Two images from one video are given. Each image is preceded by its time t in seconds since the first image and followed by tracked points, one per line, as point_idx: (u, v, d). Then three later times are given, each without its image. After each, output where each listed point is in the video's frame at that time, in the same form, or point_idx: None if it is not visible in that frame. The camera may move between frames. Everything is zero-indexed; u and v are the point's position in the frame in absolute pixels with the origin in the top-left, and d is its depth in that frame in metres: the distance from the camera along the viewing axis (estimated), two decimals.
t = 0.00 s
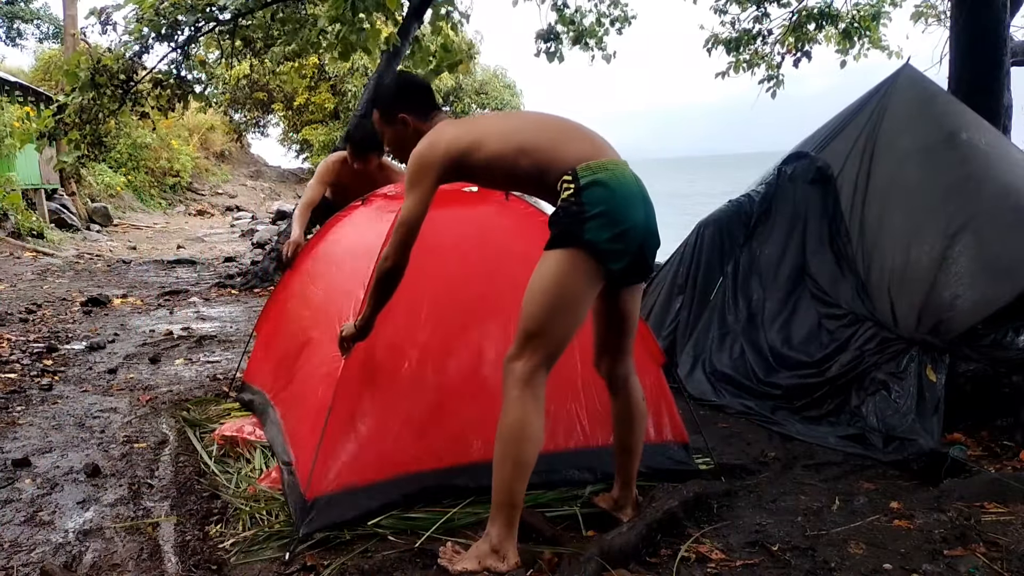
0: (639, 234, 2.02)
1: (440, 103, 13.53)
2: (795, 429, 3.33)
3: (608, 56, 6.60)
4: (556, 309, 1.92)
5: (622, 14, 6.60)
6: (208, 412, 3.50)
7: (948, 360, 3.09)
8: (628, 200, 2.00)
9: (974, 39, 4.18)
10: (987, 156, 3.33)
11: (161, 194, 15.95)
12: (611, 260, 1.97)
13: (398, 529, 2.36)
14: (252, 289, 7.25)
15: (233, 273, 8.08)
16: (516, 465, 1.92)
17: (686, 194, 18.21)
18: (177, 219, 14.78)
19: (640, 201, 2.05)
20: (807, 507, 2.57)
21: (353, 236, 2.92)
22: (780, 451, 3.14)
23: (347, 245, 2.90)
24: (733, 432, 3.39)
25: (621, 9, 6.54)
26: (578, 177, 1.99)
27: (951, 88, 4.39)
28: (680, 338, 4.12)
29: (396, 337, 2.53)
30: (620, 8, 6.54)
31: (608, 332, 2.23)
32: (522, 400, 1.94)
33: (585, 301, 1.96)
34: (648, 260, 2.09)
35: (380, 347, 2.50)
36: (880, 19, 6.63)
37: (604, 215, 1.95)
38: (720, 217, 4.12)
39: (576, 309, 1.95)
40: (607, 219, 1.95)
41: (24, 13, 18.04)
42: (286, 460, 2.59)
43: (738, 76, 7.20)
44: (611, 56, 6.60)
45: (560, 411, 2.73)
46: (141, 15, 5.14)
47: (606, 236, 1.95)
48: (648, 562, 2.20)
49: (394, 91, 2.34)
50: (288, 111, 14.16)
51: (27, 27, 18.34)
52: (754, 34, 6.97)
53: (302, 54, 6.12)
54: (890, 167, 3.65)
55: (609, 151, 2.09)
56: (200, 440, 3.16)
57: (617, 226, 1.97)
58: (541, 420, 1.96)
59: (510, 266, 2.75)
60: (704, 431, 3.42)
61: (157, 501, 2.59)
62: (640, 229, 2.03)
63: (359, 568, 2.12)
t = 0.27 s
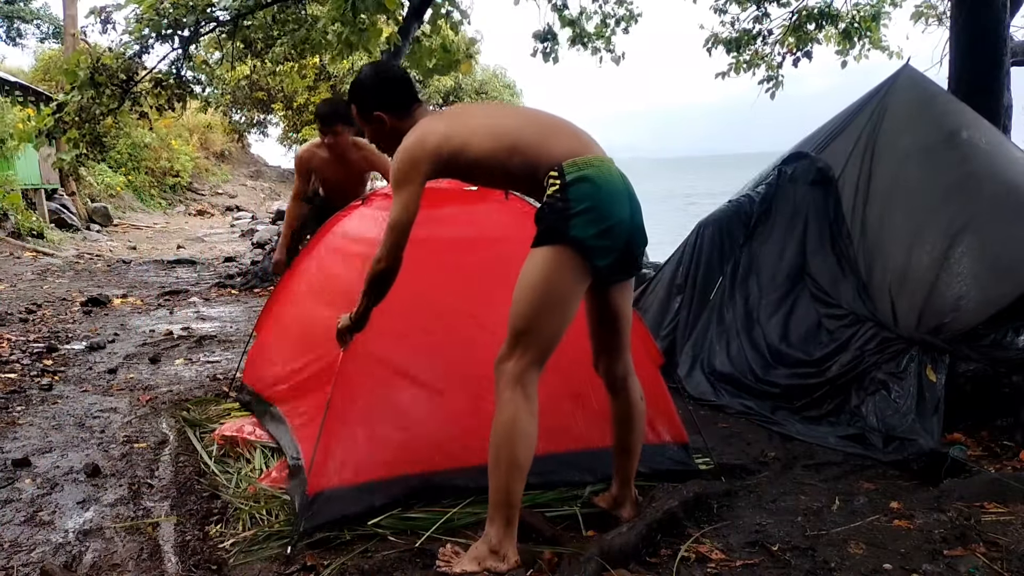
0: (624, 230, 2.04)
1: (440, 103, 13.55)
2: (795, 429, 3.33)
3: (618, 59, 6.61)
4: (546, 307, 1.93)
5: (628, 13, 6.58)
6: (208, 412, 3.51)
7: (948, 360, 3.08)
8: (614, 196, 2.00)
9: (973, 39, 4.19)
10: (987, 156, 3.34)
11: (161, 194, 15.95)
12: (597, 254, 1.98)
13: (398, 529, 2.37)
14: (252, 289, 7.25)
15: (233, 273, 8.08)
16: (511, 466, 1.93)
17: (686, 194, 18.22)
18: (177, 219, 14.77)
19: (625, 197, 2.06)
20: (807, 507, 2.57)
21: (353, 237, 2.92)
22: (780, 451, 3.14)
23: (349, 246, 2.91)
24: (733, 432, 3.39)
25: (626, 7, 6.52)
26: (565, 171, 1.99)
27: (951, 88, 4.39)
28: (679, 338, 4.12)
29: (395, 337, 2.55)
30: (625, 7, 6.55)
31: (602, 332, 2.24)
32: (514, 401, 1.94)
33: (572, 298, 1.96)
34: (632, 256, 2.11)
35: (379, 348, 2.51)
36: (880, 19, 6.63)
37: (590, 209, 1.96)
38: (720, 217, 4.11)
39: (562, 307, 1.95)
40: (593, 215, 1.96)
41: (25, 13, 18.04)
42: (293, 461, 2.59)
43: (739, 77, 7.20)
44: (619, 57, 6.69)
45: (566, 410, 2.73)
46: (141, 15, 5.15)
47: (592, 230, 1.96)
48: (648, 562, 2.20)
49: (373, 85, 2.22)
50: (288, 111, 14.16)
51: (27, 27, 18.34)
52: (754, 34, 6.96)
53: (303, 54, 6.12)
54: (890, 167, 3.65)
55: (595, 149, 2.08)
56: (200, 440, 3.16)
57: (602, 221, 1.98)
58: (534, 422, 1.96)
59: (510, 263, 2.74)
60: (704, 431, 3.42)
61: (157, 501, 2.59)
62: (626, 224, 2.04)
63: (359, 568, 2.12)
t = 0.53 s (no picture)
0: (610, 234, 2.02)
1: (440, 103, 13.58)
2: (795, 429, 3.33)
3: (620, 60, 6.57)
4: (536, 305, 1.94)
5: (630, 14, 6.58)
6: (208, 411, 3.51)
7: (948, 360, 3.08)
8: (602, 200, 1.99)
9: (973, 39, 4.19)
10: (988, 157, 3.36)
11: (161, 194, 15.94)
12: (580, 257, 1.97)
13: (398, 529, 2.37)
14: (252, 289, 7.24)
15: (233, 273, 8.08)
16: (495, 462, 1.94)
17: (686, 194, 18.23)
18: (177, 219, 14.77)
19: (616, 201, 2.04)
20: (807, 507, 2.57)
21: (353, 236, 2.90)
22: (780, 451, 3.15)
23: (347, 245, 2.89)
24: (732, 432, 3.39)
25: (627, 8, 6.52)
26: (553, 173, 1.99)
27: (951, 88, 4.39)
28: (679, 338, 4.12)
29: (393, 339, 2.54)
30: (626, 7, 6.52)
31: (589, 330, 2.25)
32: (496, 399, 1.95)
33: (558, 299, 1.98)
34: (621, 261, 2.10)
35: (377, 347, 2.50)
36: (880, 19, 6.63)
37: (575, 212, 1.96)
38: (720, 217, 4.10)
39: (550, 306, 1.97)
40: (578, 219, 1.96)
41: (25, 13, 18.05)
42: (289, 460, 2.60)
43: (739, 77, 7.20)
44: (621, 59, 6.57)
45: (560, 411, 2.73)
46: (141, 14, 5.15)
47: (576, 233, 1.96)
48: (648, 562, 2.20)
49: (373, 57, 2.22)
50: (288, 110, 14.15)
51: (28, 27, 18.33)
52: (754, 34, 6.96)
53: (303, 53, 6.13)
54: (889, 167, 3.66)
55: (590, 149, 2.08)
56: (200, 440, 3.16)
57: (587, 225, 1.97)
58: (517, 419, 1.97)
59: (509, 263, 2.73)
60: (704, 431, 3.42)
61: (157, 501, 2.59)
62: (613, 230, 2.03)
63: (359, 569, 2.13)
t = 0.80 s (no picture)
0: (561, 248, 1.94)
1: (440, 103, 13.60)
2: (795, 429, 3.33)
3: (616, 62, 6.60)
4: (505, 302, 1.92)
5: (627, 17, 6.62)
6: (208, 411, 3.51)
7: (948, 360, 3.09)
8: (549, 217, 1.90)
9: (973, 39, 4.18)
10: (987, 155, 3.36)
11: (161, 194, 15.94)
12: (526, 277, 1.91)
13: (398, 528, 2.37)
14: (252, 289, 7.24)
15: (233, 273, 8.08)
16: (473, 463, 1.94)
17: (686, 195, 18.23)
18: (177, 219, 14.77)
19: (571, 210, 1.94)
20: (807, 507, 2.57)
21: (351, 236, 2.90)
22: (780, 451, 3.15)
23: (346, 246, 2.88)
24: (732, 432, 3.39)
25: (625, 11, 6.55)
26: (497, 191, 1.92)
27: (951, 87, 4.39)
28: (678, 338, 4.11)
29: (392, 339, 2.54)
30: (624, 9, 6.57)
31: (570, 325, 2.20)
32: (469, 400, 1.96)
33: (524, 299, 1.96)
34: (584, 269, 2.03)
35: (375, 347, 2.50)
36: (880, 20, 6.63)
37: (517, 231, 1.89)
38: (720, 217, 4.10)
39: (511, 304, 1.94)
40: (519, 239, 1.88)
41: (25, 13, 18.06)
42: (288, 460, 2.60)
43: (739, 77, 7.20)
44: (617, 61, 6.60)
45: (556, 415, 2.73)
46: (142, 14, 5.15)
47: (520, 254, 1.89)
48: (648, 562, 2.20)
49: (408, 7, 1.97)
50: (288, 110, 14.15)
51: (28, 27, 18.33)
52: (755, 34, 6.95)
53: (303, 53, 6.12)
54: (889, 166, 3.65)
55: (570, 161, 1.98)
56: (200, 440, 3.16)
57: (532, 244, 1.89)
58: (483, 415, 1.97)
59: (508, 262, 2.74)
60: (704, 431, 3.42)
61: (157, 501, 2.59)
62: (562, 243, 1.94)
63: (359, 568, 2.13)
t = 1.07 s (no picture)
0: (535, 241, 1.92)
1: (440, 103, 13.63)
2: (795, 429, 3.33)
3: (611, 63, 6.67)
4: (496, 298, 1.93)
5: (624, 18, 6.66)
6: (208, 412, 3.51)
7: (948, 360, 3.08)
8: (517, 212, 1.88)
9: (973, 39, 4.19)
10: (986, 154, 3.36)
11: (161, 194, 15.95)
12: (494, 269, 1.91)
13: (398, 529, 2.37)
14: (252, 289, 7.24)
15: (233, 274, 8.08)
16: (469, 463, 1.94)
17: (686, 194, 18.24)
18: (177, 219, 14.77)
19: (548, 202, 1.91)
20: (807, 507, 2.57)
21: (349, 235, 2.90)
22: (780, 451, 3.15)
23: (344, 245, 2.86)
24: (732, 432, 3.39)
25: (622, 12, 6.57)
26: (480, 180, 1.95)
27: (951, 87, 4.39)
28: (678, 339, 4.11)
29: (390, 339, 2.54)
30: (621, 11, 6.62)
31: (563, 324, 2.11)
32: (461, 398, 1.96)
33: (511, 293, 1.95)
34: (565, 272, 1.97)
35: (373, 346, 2.51)
36: (880, 20, 6.63)
37: (486, 220, 1.91)
38: (719, 217, 4.09)
39: (506, 297, 1.97)
40: (488, 229, 1.89)
41: (25, 13, 18.05)
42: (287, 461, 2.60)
43: (739, 77, 7.21)
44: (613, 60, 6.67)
45: (555, 416, 2.71)
46: (143, 14, 5.15)
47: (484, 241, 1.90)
48: (648, 562, 2.20)
49: None
50: (288, 110, 14.15)
51: (28, 27, 18.32)
52: (755, 34, 6.95)
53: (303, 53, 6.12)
54: (888, 165, 3.65)
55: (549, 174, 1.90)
56: (200, 440, 3.16)
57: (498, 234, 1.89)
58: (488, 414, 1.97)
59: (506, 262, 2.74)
60: (704, 431, 3.42)
61: (157, 501, 2.59)
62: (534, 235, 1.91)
63: (359, 568, 2.14)
